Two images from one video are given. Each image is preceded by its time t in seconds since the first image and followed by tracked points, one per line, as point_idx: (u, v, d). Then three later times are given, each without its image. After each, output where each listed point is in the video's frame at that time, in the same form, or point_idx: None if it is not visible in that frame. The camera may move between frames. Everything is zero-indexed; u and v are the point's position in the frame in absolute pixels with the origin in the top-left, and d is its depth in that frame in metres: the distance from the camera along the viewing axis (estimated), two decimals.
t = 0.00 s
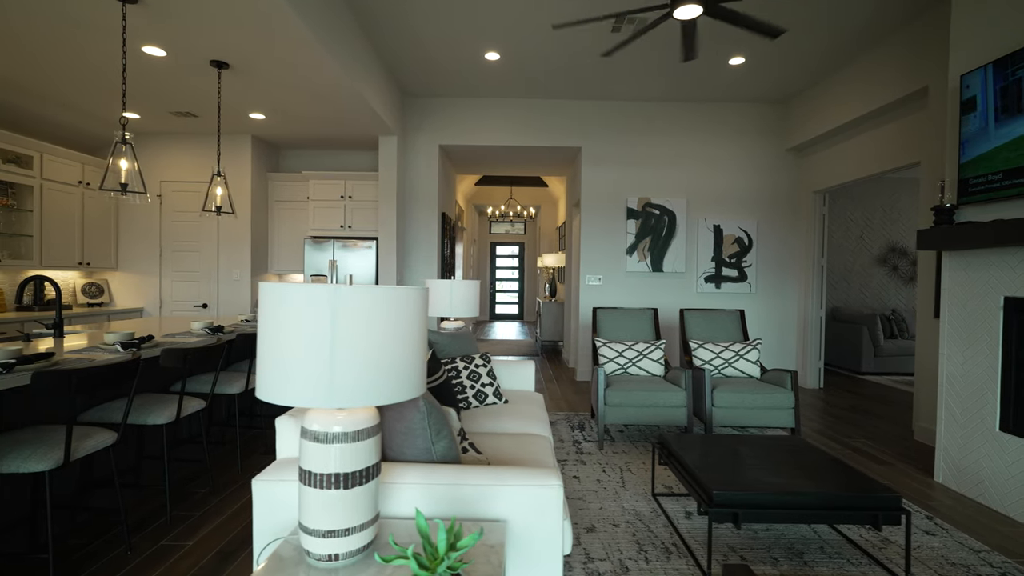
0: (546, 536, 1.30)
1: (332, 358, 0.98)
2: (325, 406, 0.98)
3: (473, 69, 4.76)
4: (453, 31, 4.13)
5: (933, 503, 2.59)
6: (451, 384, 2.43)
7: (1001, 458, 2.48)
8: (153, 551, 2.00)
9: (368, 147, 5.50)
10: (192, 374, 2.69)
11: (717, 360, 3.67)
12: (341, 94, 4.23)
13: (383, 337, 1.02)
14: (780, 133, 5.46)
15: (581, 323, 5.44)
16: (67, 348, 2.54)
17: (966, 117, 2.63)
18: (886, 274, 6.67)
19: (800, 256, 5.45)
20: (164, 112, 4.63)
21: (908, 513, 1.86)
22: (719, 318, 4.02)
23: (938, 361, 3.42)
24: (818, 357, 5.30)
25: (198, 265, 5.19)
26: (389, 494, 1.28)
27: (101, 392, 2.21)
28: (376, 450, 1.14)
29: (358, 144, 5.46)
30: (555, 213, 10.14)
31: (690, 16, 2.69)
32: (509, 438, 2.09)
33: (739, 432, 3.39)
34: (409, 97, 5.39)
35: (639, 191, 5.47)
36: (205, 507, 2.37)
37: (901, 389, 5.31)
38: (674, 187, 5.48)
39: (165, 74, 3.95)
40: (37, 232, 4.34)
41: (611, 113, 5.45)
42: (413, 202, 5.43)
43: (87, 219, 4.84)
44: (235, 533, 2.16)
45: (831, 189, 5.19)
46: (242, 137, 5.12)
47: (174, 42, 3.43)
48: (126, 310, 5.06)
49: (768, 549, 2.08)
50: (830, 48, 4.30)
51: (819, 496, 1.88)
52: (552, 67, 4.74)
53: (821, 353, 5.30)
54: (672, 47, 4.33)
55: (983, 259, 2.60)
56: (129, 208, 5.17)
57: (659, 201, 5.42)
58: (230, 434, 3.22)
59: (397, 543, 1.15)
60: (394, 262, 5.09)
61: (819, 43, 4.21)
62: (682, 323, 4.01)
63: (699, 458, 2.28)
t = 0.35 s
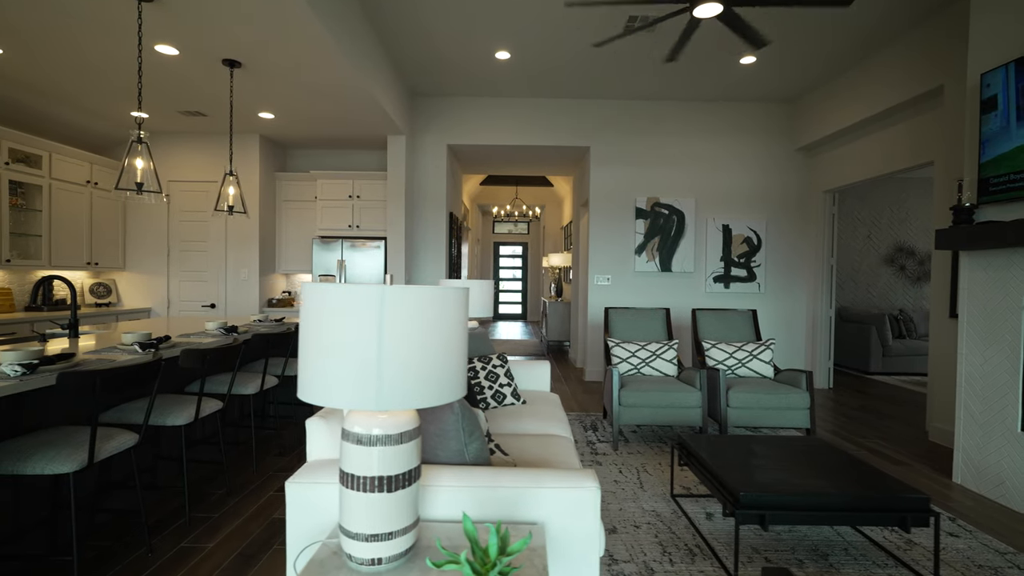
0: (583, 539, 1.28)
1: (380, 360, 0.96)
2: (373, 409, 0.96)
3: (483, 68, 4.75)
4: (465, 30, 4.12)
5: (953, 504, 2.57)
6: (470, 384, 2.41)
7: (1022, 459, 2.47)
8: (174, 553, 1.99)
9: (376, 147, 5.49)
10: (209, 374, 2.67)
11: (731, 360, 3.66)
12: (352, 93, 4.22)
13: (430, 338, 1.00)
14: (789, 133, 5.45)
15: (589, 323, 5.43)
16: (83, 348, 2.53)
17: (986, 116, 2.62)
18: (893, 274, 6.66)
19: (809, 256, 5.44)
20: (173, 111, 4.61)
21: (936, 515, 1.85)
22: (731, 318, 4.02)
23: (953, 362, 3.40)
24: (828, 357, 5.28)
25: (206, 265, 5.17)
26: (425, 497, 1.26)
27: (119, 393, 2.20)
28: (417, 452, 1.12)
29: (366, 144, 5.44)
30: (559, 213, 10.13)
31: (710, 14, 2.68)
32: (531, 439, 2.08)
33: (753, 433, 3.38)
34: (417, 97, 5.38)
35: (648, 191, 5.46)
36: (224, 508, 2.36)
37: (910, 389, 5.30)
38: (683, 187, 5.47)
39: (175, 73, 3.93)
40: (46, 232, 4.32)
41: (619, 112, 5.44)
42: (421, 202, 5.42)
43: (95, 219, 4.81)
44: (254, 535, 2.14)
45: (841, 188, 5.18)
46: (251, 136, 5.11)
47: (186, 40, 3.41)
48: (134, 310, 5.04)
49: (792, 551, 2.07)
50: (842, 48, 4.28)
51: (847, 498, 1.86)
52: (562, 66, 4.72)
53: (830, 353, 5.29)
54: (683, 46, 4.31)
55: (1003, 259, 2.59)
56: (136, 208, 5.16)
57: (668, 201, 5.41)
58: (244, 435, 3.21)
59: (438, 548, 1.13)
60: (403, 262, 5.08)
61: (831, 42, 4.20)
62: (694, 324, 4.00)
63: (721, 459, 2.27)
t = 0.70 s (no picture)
0: (618, 545, 1.26)
1: (425, 364, 0.94)
2: (419, 413, 0.93)
3: (493, 67, 4.73)
4: (476, 29, 4.10)
5: (974, 506, 2.56)
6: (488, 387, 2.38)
7: None
8: (193, 556, 1.97)
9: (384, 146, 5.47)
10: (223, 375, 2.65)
11: (744, 361, 3.64)
12: (362, 93, 4.20)
13: (474, 341, 0.98)
14: (799, 133, 5.43)
15: (598, 323, 5.41)
16: (97, 349, 2.51)
17: (1006, 116, 2.60)
18: (901, 274, 6.64)
19: (819, 256, 5.42)
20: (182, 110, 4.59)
21: (965, 519, 1.83)
22: (743, 318, 4.00)
23: (968, 363, 3.39)
24: (837, 357, 5.27)
25: (213, 265, 5.15)
26: (460, 502, 1.25)
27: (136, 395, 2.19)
28: (457, 458, 1.10)
29: (374, 143, 5.43)
30: (564, 213, 10.11)
31: (729, 13, 2.66)
32: (552, 442, 2.06)
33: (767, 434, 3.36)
34: (425, 96, 5.36)
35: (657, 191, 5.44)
36: (240, 511, 2.35)
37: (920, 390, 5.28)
38: (692, 187, 5.45)
39: (186, 72, 3.91)
40: (54, 231, 4.30)
41: (628, 112, 5.42)
42: (429, 201, 5.40)
43: (103, 218, 4.79)
44: (274, 538, 2.13)
45: (851, 188, 5.17)
46: (258, 136, 5.09)
47: (199, 39, 3.40)
48: (142, 310, 5.02)
49: (816, 554, 2.05)
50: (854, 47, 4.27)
51: (873, 500, 1.85)
52: (572, 66, 4.70)
53: (840, 353, 5.27)
54: (695, 45, 4.29)
55: None
56: (143, 208, 5.14)
57: (676, 201, 5.39)
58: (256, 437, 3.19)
59: (477, 556, 1.12)
60: (411, 261, 5.07)
61: (844, 41, 4.19)
62: (707, 324, 3.98)
63: (742, 462, 2.26)
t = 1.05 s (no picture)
0: (658, 551, 1.24)
1: (476, 366, 0.93)
2: (470, 417, 0.92)
3: (503, 67, 4.72)
4: (488, 29, 4.09)
5: (996, 508, 2.54)
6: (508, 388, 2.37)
7: None
8: (214, 560, 1.95)
9: (392, 146, 5.45)
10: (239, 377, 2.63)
11: (758, 362, 3.63)
12: (373, 92, 4.18)
13: (522, 343, 0.97)
14: (808, 133, 5.42)
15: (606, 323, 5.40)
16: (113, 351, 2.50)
17: None
18: (909, 275, 6.62)
19: (828, 256, 5.41)
20: (191, 111, 4.58)
21: (995, 522, 1.82)
22: (756, 318, 4.00)
23: (984, 363, 3.38)
24: (847, 357, 5.25)
25: (221, 265, 5.14)
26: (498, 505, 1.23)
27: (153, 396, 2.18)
28: (500, 461, 1.08)
29: (382, 143, 5.41)
30: (569, 214, 10.10)
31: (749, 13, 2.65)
32: (575, 444, 2.05)
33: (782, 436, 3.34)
34: (433, 96, 5.35)
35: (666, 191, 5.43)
36: (259, 513, 2.34)
37: (930, 390, 5.27)
38: (701, 187, 5.44)
39: (197, 72, 3.90)
40: (63, 232, 4.28)
41: (637, 112, 5.40)
42: (437, 202, 5.39)
43: (111, 219, 4.78)
44: (295, 540, 2.12)
45: (861, 188, 5.16)
46: (267, 136, 5.08)
47: (212, 38, 3.38)
48: (150, 311, 5.01)
49: (842, 557, 2.03)
50: (866, 46, 4.25)
51: (901, 502, 1.84)
52: (582, 66, 4.69)
53: (850, 353, 5.25)
54: (706, 45, 4.29)
55: None
56: (152, 208, 5.13)
57: (685, 201, 5.38)
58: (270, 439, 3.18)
59: (519, 561, 1.10)
60: (420, 262, 5.06)
61: (856, 40, 4.17)
62: (720, 325, 3.96)
63: (764, 463, 2.25)
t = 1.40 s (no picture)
0: (694, 553, 1.23)
1: (522, 368, 0.91)
2: (517, 420, 0.90)
3: (512, 66, 4.71)
4: (499, 28, 4.07)
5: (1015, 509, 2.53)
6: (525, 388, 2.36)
7: None
8: (234, 561, 1.94)
9: (399, 146, 5.44)
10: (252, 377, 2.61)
11: (770, 362, 3.61)
12: (383, 91, 4.17)
13: (566, 343, 0.95)
14: (817, 132, 5.41)
15: (614, 323, 5.39)
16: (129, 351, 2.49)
17: None
18: (915, 274, 6.61)
19: (836, 256, 5.40)
20: (199, 110, 4.57)
21: (1021, 524, 1.81)
22: (767, 318, 3.99)
23: (999, 364, 3.37)
24: (856, 358, 5.23)
25: (228, 265, 5.13)
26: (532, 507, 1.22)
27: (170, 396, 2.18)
28: (540, 463, 1.06)
29: (390, 143, 5.40)
30: (573, 214, 10.09)
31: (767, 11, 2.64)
32: (596, 445, 2.04)
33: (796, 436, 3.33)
34: (441, 95, 5.33)
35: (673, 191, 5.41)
36: (275, 514, 2.33)
37: (938, 390, 5.25)
38: (709, 186, 5.43)
39: (207, 71, 3.89)
40: (72, 232, 4.27)
41: (646, 112, 5.39)
42: (445, 202, 5.37)
43: (118, 219, 4.77)
44: (314, 541, 2.11)
45: (870, 188, 5.15)
46: (274, 136, 5.07)
47: (224, 38, 3.37)
48: (156, 311, 4.99)
49: (864, 558, 2.02)
50: (878, 45, 4.24)
51: (926, 503, 1.83)
52: (591, 65, 4.68)
53: (858, 353, 5.23)
54: (717, 44, 4.27)
55: None
56: (159, 208, 5.12)
57: (693, 201, 5.37)
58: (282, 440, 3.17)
59: (558, 564, 1.09)
60: (428, 262, 5.06)
61: (868, 39, 4.16)
62: (731, 325, 3.96)
63: (784, 464, 2.24)
